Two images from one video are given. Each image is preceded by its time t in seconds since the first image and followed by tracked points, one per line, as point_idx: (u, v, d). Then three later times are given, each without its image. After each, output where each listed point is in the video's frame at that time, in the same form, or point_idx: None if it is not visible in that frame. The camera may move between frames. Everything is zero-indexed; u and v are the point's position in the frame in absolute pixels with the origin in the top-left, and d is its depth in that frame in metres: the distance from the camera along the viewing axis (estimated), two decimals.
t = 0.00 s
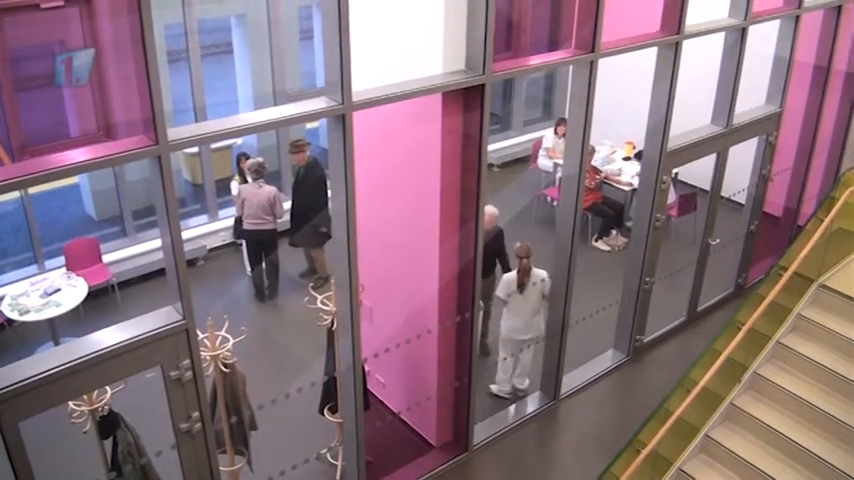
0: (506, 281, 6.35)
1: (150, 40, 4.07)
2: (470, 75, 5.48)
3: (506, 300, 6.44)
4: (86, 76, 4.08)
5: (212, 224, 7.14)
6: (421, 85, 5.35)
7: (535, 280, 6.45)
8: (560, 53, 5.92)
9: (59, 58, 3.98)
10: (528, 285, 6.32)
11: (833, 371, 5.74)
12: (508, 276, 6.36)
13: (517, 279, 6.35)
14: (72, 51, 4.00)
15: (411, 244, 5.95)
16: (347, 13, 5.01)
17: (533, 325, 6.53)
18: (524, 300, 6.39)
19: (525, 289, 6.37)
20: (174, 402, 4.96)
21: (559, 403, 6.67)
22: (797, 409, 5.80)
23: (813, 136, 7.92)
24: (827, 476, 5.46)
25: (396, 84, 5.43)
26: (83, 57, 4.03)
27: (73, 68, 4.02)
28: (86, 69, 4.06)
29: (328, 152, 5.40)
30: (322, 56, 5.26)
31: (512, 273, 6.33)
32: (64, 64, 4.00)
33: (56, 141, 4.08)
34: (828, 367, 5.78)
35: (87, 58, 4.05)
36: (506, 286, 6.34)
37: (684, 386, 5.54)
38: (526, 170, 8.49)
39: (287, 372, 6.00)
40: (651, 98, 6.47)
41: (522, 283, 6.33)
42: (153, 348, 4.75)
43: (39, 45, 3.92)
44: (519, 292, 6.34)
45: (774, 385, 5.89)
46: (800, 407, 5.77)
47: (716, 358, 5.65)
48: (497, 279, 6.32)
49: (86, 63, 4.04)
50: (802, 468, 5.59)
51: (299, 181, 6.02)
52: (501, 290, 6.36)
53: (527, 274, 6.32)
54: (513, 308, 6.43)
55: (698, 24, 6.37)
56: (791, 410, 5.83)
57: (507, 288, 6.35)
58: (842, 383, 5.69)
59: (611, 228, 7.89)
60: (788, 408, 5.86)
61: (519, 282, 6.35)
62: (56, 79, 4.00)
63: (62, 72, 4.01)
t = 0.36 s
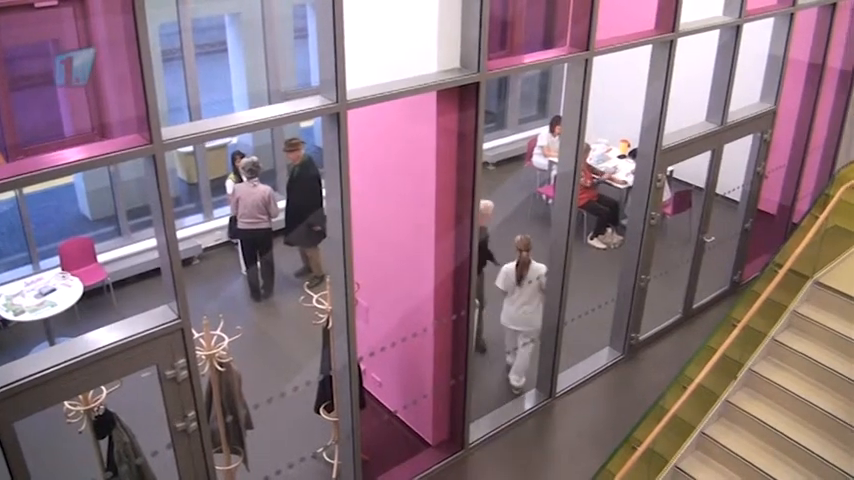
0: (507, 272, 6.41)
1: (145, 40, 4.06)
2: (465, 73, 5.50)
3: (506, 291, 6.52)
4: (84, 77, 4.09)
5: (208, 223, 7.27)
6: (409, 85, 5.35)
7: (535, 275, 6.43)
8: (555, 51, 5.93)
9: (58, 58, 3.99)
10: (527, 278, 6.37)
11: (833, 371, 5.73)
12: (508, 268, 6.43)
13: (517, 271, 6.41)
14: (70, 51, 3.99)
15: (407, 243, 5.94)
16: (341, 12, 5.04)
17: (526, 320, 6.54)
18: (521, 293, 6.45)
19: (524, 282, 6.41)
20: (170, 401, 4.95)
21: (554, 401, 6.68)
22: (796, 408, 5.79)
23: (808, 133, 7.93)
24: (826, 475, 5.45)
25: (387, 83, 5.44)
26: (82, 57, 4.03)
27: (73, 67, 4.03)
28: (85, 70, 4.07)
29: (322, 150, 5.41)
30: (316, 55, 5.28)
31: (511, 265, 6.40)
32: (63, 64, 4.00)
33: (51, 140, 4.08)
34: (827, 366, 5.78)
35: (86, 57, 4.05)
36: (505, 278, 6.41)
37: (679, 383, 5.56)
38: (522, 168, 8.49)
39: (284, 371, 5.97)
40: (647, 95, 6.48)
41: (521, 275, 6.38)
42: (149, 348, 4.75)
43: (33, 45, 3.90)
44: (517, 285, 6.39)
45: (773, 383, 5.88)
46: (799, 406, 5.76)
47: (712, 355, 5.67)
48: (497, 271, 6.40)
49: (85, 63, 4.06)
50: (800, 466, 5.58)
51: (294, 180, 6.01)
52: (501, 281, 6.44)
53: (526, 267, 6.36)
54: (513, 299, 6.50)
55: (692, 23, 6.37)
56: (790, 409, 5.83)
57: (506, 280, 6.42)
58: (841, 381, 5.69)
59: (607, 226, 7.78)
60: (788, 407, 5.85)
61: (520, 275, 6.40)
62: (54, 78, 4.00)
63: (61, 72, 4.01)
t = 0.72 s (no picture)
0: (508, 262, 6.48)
1: (142, 40, 4.05)
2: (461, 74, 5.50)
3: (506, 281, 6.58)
4: (84, 76, 4.09)
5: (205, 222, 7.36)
6: (405, 86, 5.36)
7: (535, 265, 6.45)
8: (552, 51, 5.94)
9: (58, 58, 3.99)
10: (526, 268, 6.38)
11: (830, 371, 5.73)
12: (509, 257, 6.49)
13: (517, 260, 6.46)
14: (68, 51, 3.99)
15: (404, 244, 5.94)
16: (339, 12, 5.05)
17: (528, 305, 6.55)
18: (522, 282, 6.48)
19: (524, 272, 6.44)
20: (167, 401, 4.94)
21: (552, 401, 6.68)
22: (794, 408, 5.79)
23: (805, 133, 7.95)
24: (824, 475, 5.45)
25: (383, 83, 5.47)
26: (83, 57, 4.04)
27: (73, 67, 4.03)
28: (84, 70, 4.07)
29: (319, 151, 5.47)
30: (313, 55, 5.30)
31: (511, 255, 6.46)
32: (63, 64, 4.00)
33: (49, 140, 4.08)
34: (824, 366, 5.78)
35: (86, 57, 4.05)
36: (505, 267, 6.47)
37: (676, 383, 5.57)
38: (519, 168, 8.49)
39: (282, 369, 5.93)
40: (644, 94, 6.47)
41: (521, 265, 6.41)
42: (147, 348, 4.74)
43: (30, 45, 3.89)
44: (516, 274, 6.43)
45: (769, 383, 5.89)
46: (797, 406, 5.77)
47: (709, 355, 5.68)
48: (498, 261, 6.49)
49: (84, 63, 4.06)
50: (798, 466, 5.59)
51: (290, 179, 5.99)
52: (501, 271, 6.50)
53: (526, 257, 6.40)
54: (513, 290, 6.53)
55: (689, 23, 6.38)
56: (788, 409, 5.83)
57: (506, 269, 6.47)
58: (839, 382, 5.69)
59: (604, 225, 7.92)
60: (787, 408, 5.84)
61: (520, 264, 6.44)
62: (52, 77, 4.00)
63: (61, 71, 4.01)
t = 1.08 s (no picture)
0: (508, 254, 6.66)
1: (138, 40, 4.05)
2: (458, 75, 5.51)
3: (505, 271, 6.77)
4: (84, 76, 4.10)
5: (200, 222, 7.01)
6: (406, 85, 5.39)
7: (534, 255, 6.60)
8: (549, 53, 5.94)
9: (58, 58, 3.99)
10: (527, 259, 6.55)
11: (828, 375, 5.73)
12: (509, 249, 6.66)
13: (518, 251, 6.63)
14: (64, 52, 3.98)
15: (400, 245, 5.95)
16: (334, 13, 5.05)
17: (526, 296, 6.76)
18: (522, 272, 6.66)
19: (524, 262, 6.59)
20: (163, 402, 4.94)
21: (548, 402, 6.67)
22: (790, 410, 5.80)
23: (801, 135, 7.95)
24: (818, 476, 5.48)
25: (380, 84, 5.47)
26: (84, 57, 4.04)
27: (73, 67, 4.04)
28: (84, 70, 4.08)
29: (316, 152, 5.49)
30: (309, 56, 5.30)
31: (511, 247, 6.62)
32: (63, 64, 4.01)
33: (46, 140, 4.08)
34: (822, 369, 5.77)
35: (87, 57, 4.06)
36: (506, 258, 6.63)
37: (672, 384, 5.59)
38: (516, 169, 8.50)
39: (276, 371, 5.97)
40: (641, 94, 6.46)
41: (521, 256, 6.60)
42: (144, 348, 4.75)
43: (27, 44, 3.89)
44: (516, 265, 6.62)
45: (765, 384, 5.89)
46: (793, 408, 5.77)
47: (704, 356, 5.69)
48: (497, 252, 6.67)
49: (84, 63, 4.06)
50: (792, 467, 5.60)
51: (287, 179, 5.98)
52: (501, 261, 6.67)
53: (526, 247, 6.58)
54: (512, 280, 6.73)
55: (685, 25, 6.38)
56: (784, 411, 5.83)
57: (506, 260, 6.65)
58: (836, 385, 5.69)
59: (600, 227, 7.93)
60: (783, 410, 5.84)
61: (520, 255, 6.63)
62: (48, 77, 3.99)
63: (61, 71, 4.01)
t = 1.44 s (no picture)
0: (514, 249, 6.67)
1: (128, 43, 3.98)
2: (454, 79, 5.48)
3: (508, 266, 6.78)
4: (86, 77, 4.04)
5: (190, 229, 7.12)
6: (399, 91, 5.33)
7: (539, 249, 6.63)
8: (544, 58, 5.90)
9: (59, 58, 3.94)
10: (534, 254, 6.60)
11: (825, 384, 5.65)
12: (514, 244, 6.65)
13: (524, 247, 6.64)
14: (51, 55, 3.90)
15: (393, 252, 5.86)
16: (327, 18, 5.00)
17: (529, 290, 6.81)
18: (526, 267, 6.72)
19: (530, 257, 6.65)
20: (151, 411, 4.83)
21: (543, 411, 6.57)
22: (788, 420, 5.72)
23: (800, 141, 7.90)
24: None
25: (373, 90, 5.42)
26: (84, 57, 3.99)
27: (73, 68, 3.99)
28: (85, 71, 4.02)
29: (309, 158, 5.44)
30: (301, 61, 5.25)
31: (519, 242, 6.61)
32: (64, 64, 3.96)
33: (33, 144, 3.99)
34: (819, 377, 5.69)
35: (86, 58, 4.00)
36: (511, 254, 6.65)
37: (668, 394, 5.54)
38: (511, 175, 8.44)
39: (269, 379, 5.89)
40: (637, 99, 6.40)
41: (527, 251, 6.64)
42: (132, 357, 4.65)
43: (13, 47, 3.81)
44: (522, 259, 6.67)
45: (763, 394, 5.80)
46: (790, 418, 5.69)
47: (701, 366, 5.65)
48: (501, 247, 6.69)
49: (85, 64, 4.01)
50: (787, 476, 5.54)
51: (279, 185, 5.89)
52: (506, 257, 6.67)
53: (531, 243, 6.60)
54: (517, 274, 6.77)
55: (683, 30, 6.31)
56: (781, 420, 5.75)
57: (511, 256, 6.66)
58: (839, 396, 5.58)
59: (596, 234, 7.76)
60: (779, 419, 5.76)
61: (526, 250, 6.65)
62: (35, 81, 3.91)
63: (62, 71, 3.96)
